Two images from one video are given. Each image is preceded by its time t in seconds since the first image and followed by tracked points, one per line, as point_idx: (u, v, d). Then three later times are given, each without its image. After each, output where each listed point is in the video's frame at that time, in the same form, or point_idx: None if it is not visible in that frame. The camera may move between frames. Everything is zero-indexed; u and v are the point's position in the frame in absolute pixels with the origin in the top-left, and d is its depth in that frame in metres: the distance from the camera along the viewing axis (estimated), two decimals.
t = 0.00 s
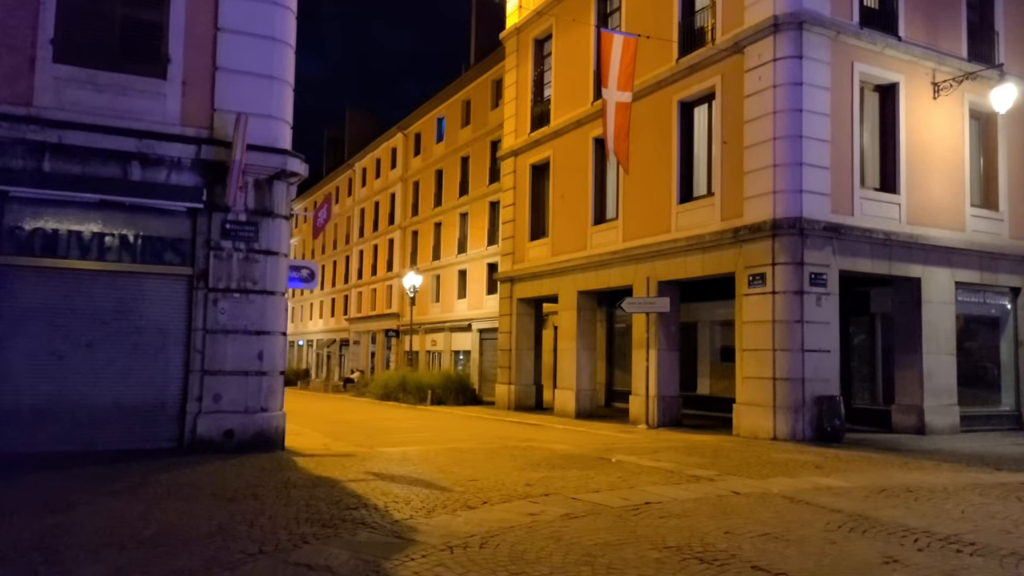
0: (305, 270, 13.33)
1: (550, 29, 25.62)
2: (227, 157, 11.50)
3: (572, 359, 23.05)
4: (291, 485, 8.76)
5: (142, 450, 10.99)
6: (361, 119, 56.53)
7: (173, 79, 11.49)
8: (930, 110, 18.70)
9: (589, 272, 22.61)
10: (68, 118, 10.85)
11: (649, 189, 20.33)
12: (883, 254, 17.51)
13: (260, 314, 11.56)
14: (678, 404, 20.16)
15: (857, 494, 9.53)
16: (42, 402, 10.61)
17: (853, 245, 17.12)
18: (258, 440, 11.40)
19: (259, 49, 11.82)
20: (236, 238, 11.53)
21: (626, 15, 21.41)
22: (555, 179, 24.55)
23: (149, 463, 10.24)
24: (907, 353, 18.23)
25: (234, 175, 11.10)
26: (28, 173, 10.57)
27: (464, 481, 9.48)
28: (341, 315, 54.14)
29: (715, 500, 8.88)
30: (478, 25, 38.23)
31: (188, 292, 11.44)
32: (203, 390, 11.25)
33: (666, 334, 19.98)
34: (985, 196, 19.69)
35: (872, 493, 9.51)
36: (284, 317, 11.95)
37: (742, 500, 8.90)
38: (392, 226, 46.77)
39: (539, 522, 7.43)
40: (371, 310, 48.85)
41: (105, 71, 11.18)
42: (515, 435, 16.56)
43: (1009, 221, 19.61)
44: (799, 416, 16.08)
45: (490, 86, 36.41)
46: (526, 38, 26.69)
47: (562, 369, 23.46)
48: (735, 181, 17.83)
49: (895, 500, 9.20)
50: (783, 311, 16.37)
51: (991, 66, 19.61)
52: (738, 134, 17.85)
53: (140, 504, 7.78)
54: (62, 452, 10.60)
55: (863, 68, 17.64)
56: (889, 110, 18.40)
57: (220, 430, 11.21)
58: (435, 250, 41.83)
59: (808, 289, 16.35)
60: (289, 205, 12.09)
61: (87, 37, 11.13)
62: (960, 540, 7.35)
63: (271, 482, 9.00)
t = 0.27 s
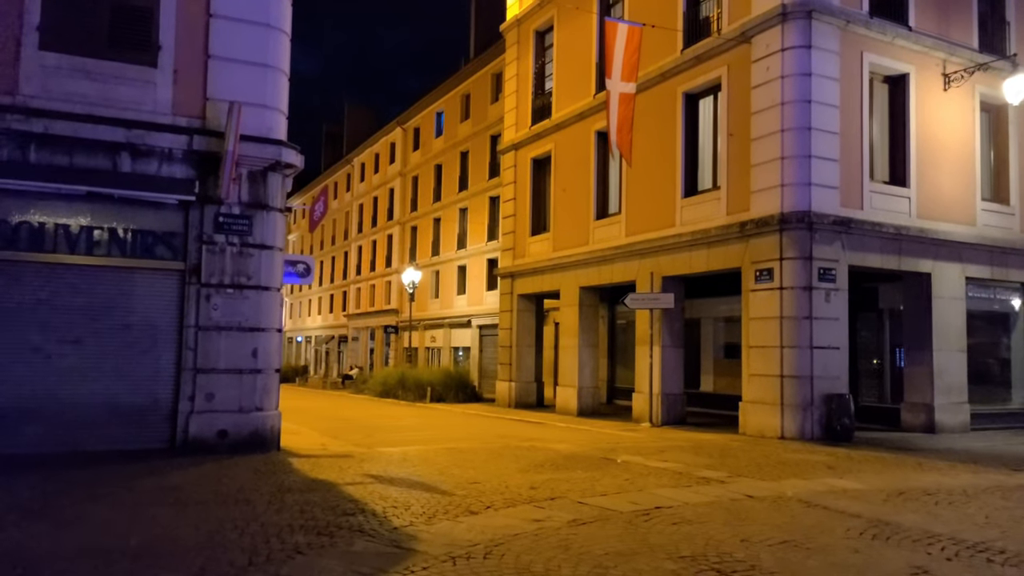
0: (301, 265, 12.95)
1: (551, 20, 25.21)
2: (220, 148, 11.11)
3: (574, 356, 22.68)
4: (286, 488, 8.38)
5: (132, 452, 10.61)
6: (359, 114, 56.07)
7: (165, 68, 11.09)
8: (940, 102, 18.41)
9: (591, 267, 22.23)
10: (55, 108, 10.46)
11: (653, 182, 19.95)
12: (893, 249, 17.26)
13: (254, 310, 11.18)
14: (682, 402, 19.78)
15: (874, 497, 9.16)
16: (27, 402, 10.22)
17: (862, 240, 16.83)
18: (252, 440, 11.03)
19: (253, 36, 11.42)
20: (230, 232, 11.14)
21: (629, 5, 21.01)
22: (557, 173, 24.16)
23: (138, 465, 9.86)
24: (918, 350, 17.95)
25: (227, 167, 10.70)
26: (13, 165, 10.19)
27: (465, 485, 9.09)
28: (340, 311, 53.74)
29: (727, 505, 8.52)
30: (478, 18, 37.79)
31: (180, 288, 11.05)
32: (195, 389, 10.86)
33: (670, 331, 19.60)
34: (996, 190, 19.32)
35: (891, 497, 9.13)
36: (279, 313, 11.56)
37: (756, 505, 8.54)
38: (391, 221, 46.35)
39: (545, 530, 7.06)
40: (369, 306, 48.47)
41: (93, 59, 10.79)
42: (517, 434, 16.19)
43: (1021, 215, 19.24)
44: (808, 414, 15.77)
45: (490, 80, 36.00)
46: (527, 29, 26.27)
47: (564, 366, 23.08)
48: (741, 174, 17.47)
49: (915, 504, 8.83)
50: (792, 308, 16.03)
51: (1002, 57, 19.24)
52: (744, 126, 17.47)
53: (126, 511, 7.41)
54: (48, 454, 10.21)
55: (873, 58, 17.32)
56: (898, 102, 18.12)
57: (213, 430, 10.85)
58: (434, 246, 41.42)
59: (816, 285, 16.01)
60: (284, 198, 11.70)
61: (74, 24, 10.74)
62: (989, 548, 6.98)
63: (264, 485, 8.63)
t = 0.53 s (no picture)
0: (297, 260, 12.56)
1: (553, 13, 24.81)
2: (213, 139, 10.72)
3: (576, 354, 22.30)
4: (281, 492, 8.01)
5: (122, 453, 10.23)
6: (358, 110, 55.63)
7: (156, 56, 10.70)
8: (951, 95, 18.06)
9: (593, 264, 21.86)
10: (42, 97, 10.08)
11: (657, 177, 19.58)
12: (903, 244, 16.98)
13: (249, 307, 10.80)
14: (687, 401, 19.41)
15: (894, 502, 8.79)
16: (13, 402, 9.84)
17: (872, 235, 16.53)
18: (247, 441, 10.65)
19: (247, 23, 11.03)
20: (224, 226, 10.76)
21: None
22: (559, 168, 23.78)
23: (128, 467, 9.49)
24: (929, 348, 17.69)
25: (220, 158, 10.32)
26: None
27: (467, 489, 8.71)
28: (338, 308, 53.34)
29: (741, 510, 8.14)
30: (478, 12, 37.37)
31: (173, 284, 10.68)
32: (188, 388, 10.49)
33: (675, 328, 19.23)
34: (1008, 184, 18.98)
35: (911, 502, 8.77)
36: (275, 310, 11.19)
37: (772, 510, 8.17)
38: (390, 218, 45.95)
39: (553, 539, 6.69)
40: (368, 303, 48.10)
41: (82, 47, 10.41)
42: (519, 434, 15.82)
43: None
44: (818, 414, 15.45)
45: (490, 76, 35.59)
46: (529, 22, 25.86)
47: (566, 363, 22.69)
48: (747, 168, 17.10)
49: (937, 509, 8.46)
50: (801, 305, 15.71)
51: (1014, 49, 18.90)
52: (751, 118, 17.08)
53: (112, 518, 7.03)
54: (35, 455, 9.84)
55: (883, 50, 16.97)
56: (909, 94, 17.81)
57: (207, 431, 10.47)
58: (434, 242, 41.02)
59: (826, 281, 15.69)
60: (280, 191, 11.32)
61: (62, 10, 10.36)
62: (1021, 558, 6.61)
63: (259, 488, 8.27)
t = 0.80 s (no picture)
0: (293, 256, 12.15)
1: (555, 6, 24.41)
2: (206, 130, 10.31)
3: (578, 352, 21.92)
4: (274, 496, 7.62)
5: (112, 455, 9.84)
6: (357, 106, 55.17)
7: (146, 43, 10.30)
8: (963, 88, 17.88)
9: (596, 260, 21.48)
10: (27, 86, 9.70)
11: (661, 172, 19.19)
12: (914, 240, 16.72)
13: (243, 304, 10.41)
14: (693, 400, 19.02)
15: (917, 507, 8.41)
16: None
17: (883, 230, 16.22)
18: (241, 443, 10.25)
19: (241, 10, 10.63)
20: (217, 220, 10.37)
21: None
22: (561, 163, 23.38)
23: (115, 470, 9.10)
24: (941, 346, 17.52)
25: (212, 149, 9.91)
26: None
27: (469, 493, 8.31)
28: (337, 306, 52.94)
29: (758, 517, 7.75)
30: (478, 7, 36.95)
31: (164, 280, 10.28)
32: (180, 387, 10.10)
33: (680, 326, 18.85)
34: (1020, 179, 18.83)
35: (935, 507, 8.39)
36: (270, 307, 10.80)
37: (790, 517, 7.80)
38: (389, 215, 45.55)
39: (563, 549, 6.29)
40: (367, 301, 47.71)
41: (69, 33, 10.01)
42: (521, 433, 15.44)
43: None
44: (829, 413, 15.15)
45: (491, 71, 35.18)
46: (530, 16, 25.46)
47: (568, 362, 22.31)
48: (755, 162, 16.72)
49: (964, 515, 8.08)
50: (810, 302, 15.38)
51: None
52: (759, 111, 16.69)
53: (95, 527, 6.63)
54: (20, 458, 9.45)
55: (895, 41, 16.67)
56: (920, 86, 17.54)
57: (199, 432, 10.07)
58: (433, 240, 40.62)
59: (836, 277, 15.35)
60: (275, 184, 10.92)
61: None
62: None
63: (251, 492, 7.88)
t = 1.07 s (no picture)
0: (288, 253, 11.77)
1: None
2: (196, 121, 9.94)
3: (580, 350, 21.55)
4: (265, 503, 7.26)
5: (99, 459, 9.48)
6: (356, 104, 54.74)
7: (134, 31, 9.93)
8: (973, 81, 17.52)
9: (599, 257, 21.11)
10: (10, 75, 9.34)
11: (665, 167, 18.81)
12: (925, 236, 16.33)
13: (236, 301, 10.05)
14: (698, 399, 18.60)
15: (939, 514, 8.04)
16: None
17: (894, 226, 15.83)
18: (233, 446, 9.89)
19: None
20: (208, 215, 10.00)
21: None
22: (562, 159, 23.00)
23: (101, 474, 8.73)
24: (950, 344, 17.30)
25: (202, 141, 9.54)
26: None
27: (470, 499, 7.93)
28: (336, 304, 52.56)
29: (773, 525, 7.36)
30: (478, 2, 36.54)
31: (154, 277, 9.92)
32: (170, 388, 9.74)
33: (684, 324, 18.46)
34: None
35: (957, 513, 8.02)
36: (264, 305, 10.44)
37: (808, 524, 7.43)
38: (388, 212, 45.15)
39: (570, 561, 5.91)
40: (366, 299, 47.34)
41: (54, 21, 9.65)
42: (523, 434, 15.07)
43: None
44: (838, 413, 14.76)
45: (491, 67, 34.77)
46: (531, 9, 25.07)
47: (570, 360, 21.93)
48: (762, 156, 16.35)
49: (988, 521, 7.72)
50: (819, 299, 15.01)
51: None
52: (766, 104, 16.31)
53: (75, 538, 6.26)
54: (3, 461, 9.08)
55: (904, 33, 16.29)
56: (930, 79, 17.17)
57: (190, 434, 9.70)
58: (433, 237, 40.24)
59: (846, 274, 14.98)
60: (268, 177, 10.55)
61: None
62: None
63: (241, 498, 7.51)
